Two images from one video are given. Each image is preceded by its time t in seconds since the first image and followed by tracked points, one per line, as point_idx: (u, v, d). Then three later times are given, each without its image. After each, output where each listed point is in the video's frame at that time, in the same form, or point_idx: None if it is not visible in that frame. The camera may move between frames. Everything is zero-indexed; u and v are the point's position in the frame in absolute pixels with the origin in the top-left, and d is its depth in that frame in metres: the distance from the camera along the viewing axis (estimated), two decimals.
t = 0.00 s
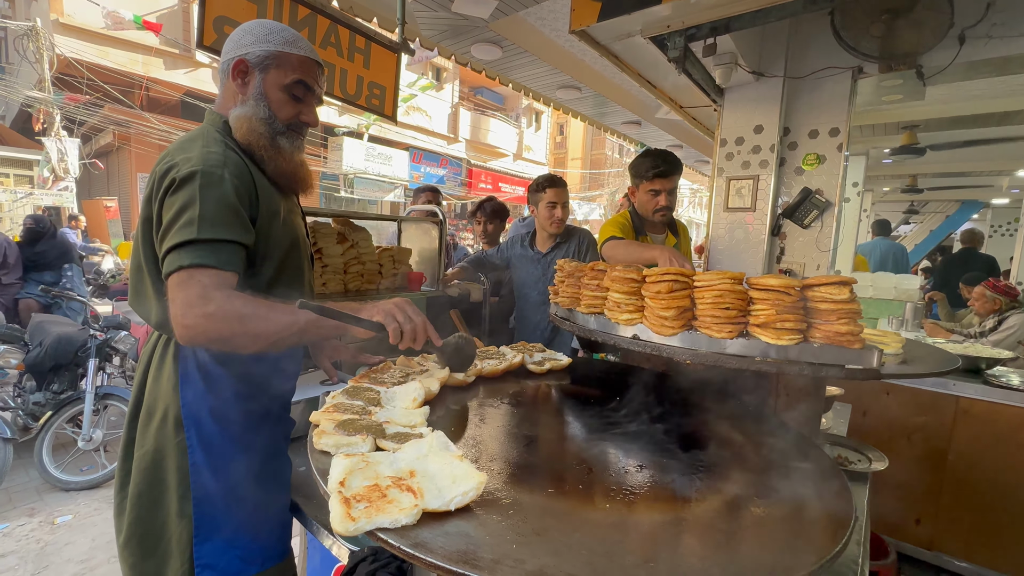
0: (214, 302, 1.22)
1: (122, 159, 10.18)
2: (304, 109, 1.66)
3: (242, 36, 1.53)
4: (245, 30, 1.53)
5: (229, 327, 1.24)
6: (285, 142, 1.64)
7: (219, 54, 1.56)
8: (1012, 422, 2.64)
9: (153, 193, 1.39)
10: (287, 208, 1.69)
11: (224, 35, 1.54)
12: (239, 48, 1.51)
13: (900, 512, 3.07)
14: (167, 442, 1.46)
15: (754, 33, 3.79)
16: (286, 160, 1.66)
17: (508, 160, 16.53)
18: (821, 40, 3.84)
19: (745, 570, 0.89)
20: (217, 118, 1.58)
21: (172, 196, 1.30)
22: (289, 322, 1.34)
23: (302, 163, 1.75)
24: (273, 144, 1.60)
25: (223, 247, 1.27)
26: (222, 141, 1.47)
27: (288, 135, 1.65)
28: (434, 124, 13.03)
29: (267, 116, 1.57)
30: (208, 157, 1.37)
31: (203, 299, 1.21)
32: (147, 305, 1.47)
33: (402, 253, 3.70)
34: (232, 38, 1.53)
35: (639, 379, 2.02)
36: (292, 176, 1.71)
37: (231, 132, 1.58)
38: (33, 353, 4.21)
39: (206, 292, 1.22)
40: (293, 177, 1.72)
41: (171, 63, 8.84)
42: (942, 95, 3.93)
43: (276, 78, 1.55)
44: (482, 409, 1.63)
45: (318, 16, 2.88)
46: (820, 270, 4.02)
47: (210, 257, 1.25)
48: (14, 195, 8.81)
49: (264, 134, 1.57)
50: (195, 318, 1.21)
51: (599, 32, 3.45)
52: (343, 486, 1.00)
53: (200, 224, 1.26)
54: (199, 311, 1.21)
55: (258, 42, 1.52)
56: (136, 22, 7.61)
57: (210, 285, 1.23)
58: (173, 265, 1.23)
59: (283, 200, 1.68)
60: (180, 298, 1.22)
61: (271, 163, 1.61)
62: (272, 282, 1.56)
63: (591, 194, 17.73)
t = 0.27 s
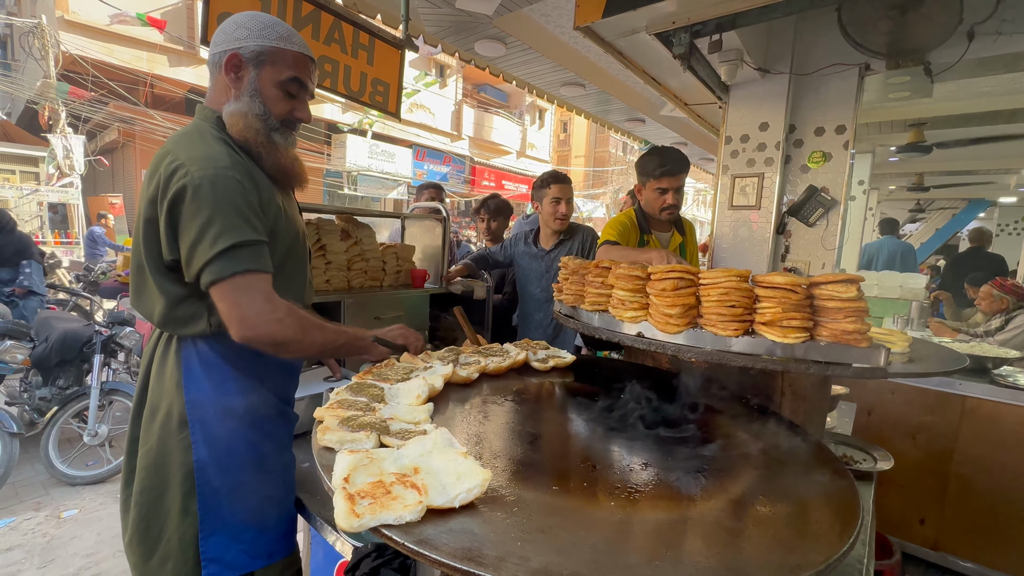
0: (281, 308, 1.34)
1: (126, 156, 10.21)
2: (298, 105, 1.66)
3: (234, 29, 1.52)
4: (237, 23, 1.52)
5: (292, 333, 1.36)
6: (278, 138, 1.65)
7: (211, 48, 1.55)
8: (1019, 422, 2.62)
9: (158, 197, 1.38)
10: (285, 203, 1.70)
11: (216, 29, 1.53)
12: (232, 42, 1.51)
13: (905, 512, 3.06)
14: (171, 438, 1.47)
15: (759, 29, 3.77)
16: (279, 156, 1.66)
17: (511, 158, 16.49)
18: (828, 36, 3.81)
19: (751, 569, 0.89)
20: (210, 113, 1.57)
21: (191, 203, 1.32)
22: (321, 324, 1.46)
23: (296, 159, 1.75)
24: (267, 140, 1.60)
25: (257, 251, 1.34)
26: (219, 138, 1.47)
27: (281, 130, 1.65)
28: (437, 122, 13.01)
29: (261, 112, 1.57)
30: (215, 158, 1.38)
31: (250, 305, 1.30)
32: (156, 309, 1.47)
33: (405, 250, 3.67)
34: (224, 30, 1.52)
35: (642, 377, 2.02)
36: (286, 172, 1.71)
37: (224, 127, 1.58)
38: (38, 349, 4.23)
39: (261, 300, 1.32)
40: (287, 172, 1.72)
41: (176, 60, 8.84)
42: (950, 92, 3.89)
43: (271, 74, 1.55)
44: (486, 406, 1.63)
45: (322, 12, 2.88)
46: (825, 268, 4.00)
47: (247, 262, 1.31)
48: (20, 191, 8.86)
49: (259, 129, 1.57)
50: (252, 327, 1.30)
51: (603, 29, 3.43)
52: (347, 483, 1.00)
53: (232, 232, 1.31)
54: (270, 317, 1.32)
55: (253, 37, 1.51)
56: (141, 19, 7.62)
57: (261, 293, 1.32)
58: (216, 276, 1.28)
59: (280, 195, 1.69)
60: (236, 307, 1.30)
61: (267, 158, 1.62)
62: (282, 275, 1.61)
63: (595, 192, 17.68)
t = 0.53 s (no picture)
0: (237, 306, 1.28)
1: (135, 153, 10.29)
2: (306, 102, 1.66)
3: (239, 27, 1.51)
4: (242, 21, 1.51)
5: (255, 330, 1.31)
6: (290, 136, 1.64)
7: (216, 50, 1.55)
8: None
9: (162, 180, 1.40)
10: (293, 199, 1.69)
11: (220, 30, 1.52)
12: (239, 41, 1.50)
13: (912, 511, 3.03)
14: (181, 432, 1.47)
15: (769, 24, 3.73)
16: (291, 154, 1.66)
17: (517, 155, 16.46)
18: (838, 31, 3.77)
19: (757, 567, 0.88)
20: (218, 113, 1.57)
21: (182, 189, 1.31)
22: (298, 335, 1.39)
23: (305, 156, 1.75)
24: (280, 138, 1.60)
25: (236, 245, 1.32)
26: (226, 134, 1.47)
27: (292, 128, 1.65)
28: (442, 118, 13.00)
29: (271, 111, 1.57)
30: (218, 150, 1.38)
31: (218, 300, 1.27)
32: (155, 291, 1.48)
33: (411, 247, 3.67)
34: (228, 28, 1.51)
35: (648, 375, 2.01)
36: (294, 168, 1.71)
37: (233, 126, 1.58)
38: (49, 343, 4.27)
39: (225, 296, 1.27)
40: (297, 169, 1.73)
41: (183, 57, 8.86)
42: (963, 88, 3.84)
43: (279, 73, 1.55)
44: (491, 402, 1.63)
45: (329, 8, 2.88)
46: (834, 266, 3.97)
47: (224, 257, 1.29)
48: (31, 188, 8.96)
49: (272, 128, 1.57)
50: (215, 323, 1.27)
51: (611, 24, 3.41)
52: (354, 477, 1.00)
53: (213, 222, 1.29)
54: (223, 313, 1.27)
55: (259, 35, 1.51)
56: (149, 16, 7.66)
57: (228, 287, 1.29)
58: (188, 263, 1.27)
59: (288, 191, 1.69)
60: (201, 300, 1.27)
61: (280, 156, 1.63)
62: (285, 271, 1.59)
63: (600, 189, 17.62)
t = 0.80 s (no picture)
0: (198, 270, 1.22)
1: (149, 149, 10.41)
2: (313, 95, 1.65)
3: (253, 22, 1.55)
4: (257, 17, 1.55)
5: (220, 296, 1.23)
6: (293, 128, 1.62)
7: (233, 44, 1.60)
8: None
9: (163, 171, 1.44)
10: (297, 195, 1.68)
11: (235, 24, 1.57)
12: (251, 33, 1.54)
13: (926, 513, 2.99)
14: (184, 425, 1.50)
15: (783, 16, 3.66)
16: (297, 147, 1.64)
17: (525, 150, 16.40)
18: (855, 23, 3.69)
19: (770, 569, 0.86)
20: (229, 104, 1.60)
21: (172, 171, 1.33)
22: (271, 290, 1.28)
23: (314, 151, 1.73)
24: (280, 130, 1.57)
25: (214, 221, 1.29)
26: (230, 125, 1.50)
27: (296, 121, 1.63)
28: (451, 114, 12.98)
29: (273, 102, 1.56)
30: (213, 136, 1.40)
31: (191, 267, 1.22)
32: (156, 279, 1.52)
33: (419, 242, 3.68)
34: (245, 23, 1.56)
35: (658, 372, 1.99)
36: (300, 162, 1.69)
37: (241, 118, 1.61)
38: (65, 337, 4.34)
39: (191, 263, 1.22)
40: (305, 163, 1.71)
41: (195, 54, 8.91)
42: (983, 81, 3.74)
43: (282, 63, 1.55)
44: (499, 397, 1.62)
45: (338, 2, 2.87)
46: (847, 263, 3.91)
47: (201, 228, 1.26)
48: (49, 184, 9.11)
49: (272, 119, 1.56)
50: (186, 289, 1.21)
51: (622, 17, 3.36)
52: (361, 472, 0.99)
53: (192, 197, 1.28)
54: (186, 279, 1.21)
55: (267, 27, 1.53)
56: (161, 13, 7.70)
57: (201, 258, 1.24)
58: (166, 235, 1.25)
59: (293, 186, 1.68)
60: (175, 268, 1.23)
61: (276, 150, 1.58)
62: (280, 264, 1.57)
63: (610, 185, 17.52)
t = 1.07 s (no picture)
0: (195, 272, 1.19)
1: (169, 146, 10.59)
2: (332, 89, 1.63)
3: (274, 14, 1.54)
4: (278, 8, 1.54)
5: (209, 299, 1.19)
6: (310, 122, 1.61)
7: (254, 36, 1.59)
8: None
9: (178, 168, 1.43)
10: (310, 192, 1.66)
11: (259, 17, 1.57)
12: (271, 25, 1.53)
13: (952, 516, 2.89)
14: (198, 417, 1.51)
15: (806, 4, 3.56)
16: (312, 140, 1.62)
17: (539, 145, 16.31)
18: (880, 10, 3.57)
19: None
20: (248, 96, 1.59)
21: (184, 168, 1.31)
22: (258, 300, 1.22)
23: (330, 145, 1.71)
24: (295, 123, 1.56)
25: (220, 220, 1.26)
26: (246, 120, 1.47)
27: (314, 115, 1.62)
28: (465, 109, 12.95)
29: (291, 95, 1.55)
30: (225, 132, 1.38)
31: (192, 269, 1.19)
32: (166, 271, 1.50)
33: (433, 237, 3.67)
34: (267, 15, 1.55)
35: (675, 369, 1.94)
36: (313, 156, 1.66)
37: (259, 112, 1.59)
38: (89, 329, 4.42)
39: (198, 263, 1.20)
40: (321, 158, 1.70)
41: (214, 52, 9.02)
42: (1017, 69, 3.59)
43: (302, 56, 1.53)
44: (512, 394, 1.59)
45: None
46: (870, 259, 3.80)
47: (206, 228, 1.24)
48: (74, 180, 9.33)
49: (289, 112, 1.55)
50: (185, 290, 1.19)
51: (639, 7, 3.30)
52: (371, 468, 0.97)
53: (199, 195, 1.25)
54: (182, 280, 1.19)
55: (288, 19, 1.51)
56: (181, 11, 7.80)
57: (201, 258, 1.22)
58: (171, 233, 1.23)
59: (308, 183, 1.66)
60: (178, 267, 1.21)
61: (292, 143, 1.57)
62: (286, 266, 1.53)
63: (624, 179, 17.36)
